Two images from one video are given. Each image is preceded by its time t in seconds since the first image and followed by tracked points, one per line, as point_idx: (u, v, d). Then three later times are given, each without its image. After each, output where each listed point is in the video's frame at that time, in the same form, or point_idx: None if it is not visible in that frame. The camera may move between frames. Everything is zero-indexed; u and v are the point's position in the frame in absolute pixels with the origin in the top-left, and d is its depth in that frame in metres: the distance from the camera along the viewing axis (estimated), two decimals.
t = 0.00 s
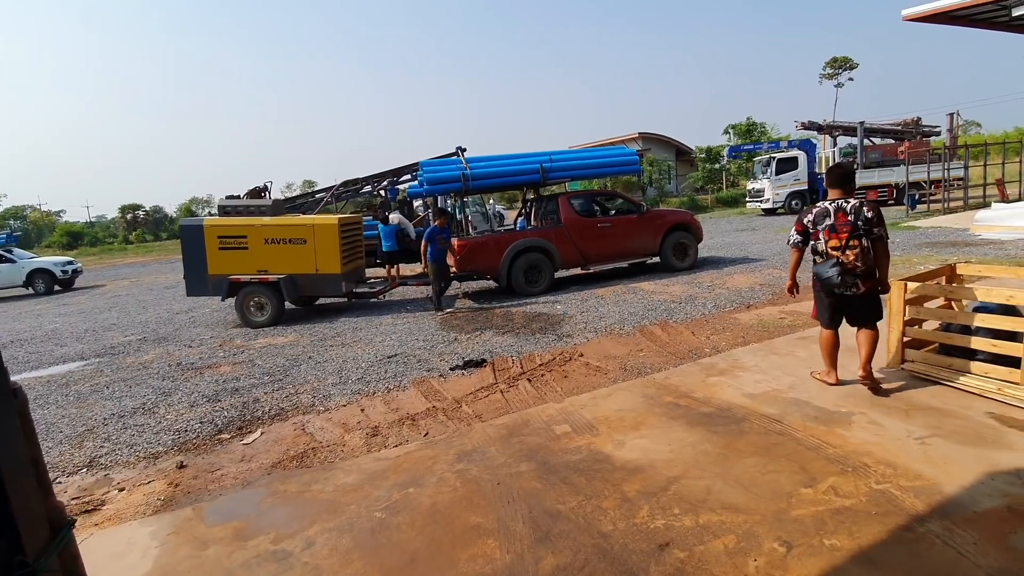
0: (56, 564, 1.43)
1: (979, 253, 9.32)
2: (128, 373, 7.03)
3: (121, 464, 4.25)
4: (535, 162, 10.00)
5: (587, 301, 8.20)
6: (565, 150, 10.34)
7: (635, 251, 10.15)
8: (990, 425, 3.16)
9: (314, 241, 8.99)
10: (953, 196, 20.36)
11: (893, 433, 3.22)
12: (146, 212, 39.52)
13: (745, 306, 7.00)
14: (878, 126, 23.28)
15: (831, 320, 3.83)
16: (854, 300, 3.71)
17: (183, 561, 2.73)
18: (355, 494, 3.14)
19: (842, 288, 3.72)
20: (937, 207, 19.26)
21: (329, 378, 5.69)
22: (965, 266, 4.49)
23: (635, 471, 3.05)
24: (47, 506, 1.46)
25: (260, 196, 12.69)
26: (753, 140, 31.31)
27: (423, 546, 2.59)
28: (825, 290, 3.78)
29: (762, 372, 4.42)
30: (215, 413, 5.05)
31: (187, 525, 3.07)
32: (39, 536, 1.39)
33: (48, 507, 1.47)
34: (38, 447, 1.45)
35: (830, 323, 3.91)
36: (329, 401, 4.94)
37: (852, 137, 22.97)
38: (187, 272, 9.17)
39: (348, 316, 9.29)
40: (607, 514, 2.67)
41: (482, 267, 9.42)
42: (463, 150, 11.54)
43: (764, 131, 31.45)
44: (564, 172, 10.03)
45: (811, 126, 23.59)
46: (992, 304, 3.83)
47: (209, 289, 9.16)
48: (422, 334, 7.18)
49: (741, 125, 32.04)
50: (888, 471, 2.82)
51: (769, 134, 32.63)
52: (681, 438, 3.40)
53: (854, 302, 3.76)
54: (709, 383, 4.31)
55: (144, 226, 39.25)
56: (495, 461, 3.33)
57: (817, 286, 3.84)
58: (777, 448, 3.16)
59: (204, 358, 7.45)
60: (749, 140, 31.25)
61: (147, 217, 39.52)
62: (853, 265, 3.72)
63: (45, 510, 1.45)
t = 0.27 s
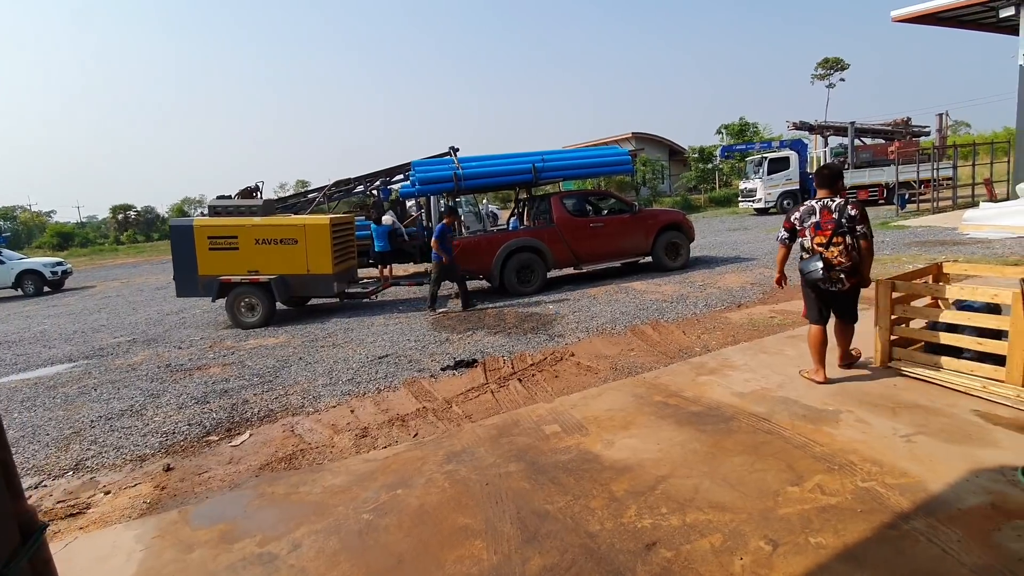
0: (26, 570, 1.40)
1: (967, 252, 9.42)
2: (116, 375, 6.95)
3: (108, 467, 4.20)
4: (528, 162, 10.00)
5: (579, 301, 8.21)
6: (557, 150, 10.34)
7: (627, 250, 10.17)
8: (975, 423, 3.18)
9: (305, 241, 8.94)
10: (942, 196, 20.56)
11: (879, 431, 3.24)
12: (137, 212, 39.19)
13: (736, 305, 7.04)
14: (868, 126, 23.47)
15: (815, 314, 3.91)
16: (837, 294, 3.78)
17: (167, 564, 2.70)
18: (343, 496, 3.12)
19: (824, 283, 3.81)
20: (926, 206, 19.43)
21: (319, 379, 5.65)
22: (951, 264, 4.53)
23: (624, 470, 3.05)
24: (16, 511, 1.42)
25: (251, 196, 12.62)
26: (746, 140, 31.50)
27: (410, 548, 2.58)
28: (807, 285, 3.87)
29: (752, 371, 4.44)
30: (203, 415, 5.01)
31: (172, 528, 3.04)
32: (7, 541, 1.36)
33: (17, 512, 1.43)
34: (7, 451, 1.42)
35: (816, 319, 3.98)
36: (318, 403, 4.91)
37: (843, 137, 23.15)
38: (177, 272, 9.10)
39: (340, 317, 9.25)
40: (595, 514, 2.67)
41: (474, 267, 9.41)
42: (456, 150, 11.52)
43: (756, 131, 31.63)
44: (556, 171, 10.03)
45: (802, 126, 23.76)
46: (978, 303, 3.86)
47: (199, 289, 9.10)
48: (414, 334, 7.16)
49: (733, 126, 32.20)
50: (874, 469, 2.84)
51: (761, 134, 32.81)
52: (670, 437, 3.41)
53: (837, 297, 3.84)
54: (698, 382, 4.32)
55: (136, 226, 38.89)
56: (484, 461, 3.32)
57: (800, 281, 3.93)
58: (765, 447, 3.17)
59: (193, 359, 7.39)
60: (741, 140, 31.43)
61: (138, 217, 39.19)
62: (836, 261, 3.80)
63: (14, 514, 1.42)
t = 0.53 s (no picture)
0: None
1: (947, 250, 9.58)
2: (95, 380, 6.79)
3: (85, 474, 4.09)
4: (515, 161, 9.96)
5: (568, 301, 8.19)
6: (545, 149, 10.32)
7: (615, 249, 10.19)
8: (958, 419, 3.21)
9: (290, 242, 8.81)
10: (923, 194, 20.92)
11: (864, 428, 3.26)
12: (119, 213, 38.48)
13: (723, 304, 7.07)
14: (851, 126, 23.81)
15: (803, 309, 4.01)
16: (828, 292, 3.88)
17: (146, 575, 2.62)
18: (328, 501, 3.06)
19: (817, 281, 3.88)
20: (908, 205, 19.77)
21: (304, 381, 5.56)
22: (933, 262, 4.59)
23: (612, 471, 3.03)
24: None
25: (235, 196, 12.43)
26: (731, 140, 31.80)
27: (396, 554, 2.53)
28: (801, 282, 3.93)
29: (738, 370, 4.45)
30: (185, 420, 4.90)
31: (151, 537, 2.96)
32: None
33: None
34: None
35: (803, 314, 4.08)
36: (303, 406, 4.83)
37: (827, 137, 23.45)
38: (159, 273, 8.92)
39: (326, 318, 9.14)
40: (583, 516, 2.65)
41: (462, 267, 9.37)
42: (443, 149, 11.44)
43: (742, 131, 31.95)
44: (544, 171, 10.00)
45: (787, 127, 24.03)
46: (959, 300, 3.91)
47: (182, 291, 8.93)
48: (401, 335, 7.09)
49: (719, 126, 32.49)
50: (860, 466, 2.85)
51: (746, 134, 33.16)
52: (658, 437, 3.40)
53: (826, 294, 3.94)
54: (686, 381, 4.32)
55: (117, 227, 38.15)
56: (471, 464, 3.28)
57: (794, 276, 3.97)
58: (752, 446, 3.18)
59: (175, 363, 7.24)
60: (727, 140, 31.73)
61: (120, 218, 38.49)
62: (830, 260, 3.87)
63: None
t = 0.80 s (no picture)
0: None
1: (921, 242, 9.77)
2: (64, 400, 6.51)
3: (52, 501, 3.88)
4: (496, 164, 9.88)
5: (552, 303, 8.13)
6: (525, 151, 10.26)
7: (598, 250, 10.17)
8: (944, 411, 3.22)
9: (267, 250, 8.60)
10: (895, 188, 21.41)
11: (853, 424, 3.24)
12: (92, 225, 37.42)
13: (706, 301, 7.09)
14: (824, 123, 24.27)
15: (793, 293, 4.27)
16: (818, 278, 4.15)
17: None
18: (309, 521, 2.93)
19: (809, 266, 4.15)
20: (881, 199, 20.22)
21: (283, 394, 5.39)
22: (912, 255, 4.63)
23: (603, 478, 2.96)
24: None
25: (210, 205, 12.13)
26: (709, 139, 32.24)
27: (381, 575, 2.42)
28: (794, 266, 4.20)
29: (725, 367, 4.43)
30: (158, 439, 4.70)
31: (120, 568, 2.79)
32: None
33: None
34: None
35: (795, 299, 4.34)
36: (283, 420, 4.67)
37: (801, 134, 23.88)
38: (130, 287, 8.62)
39: (306, 328, 8.93)
40: (574, 526, 2.57)
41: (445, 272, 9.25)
42: (422, 153, 11.30)
43: (718, 130, 32.41)
44: (525, 173, 9.94)
45: (762, 125, 24.42)
46: (940, 292, 3.94)
47: (155, 305, 8.66)
48: (384, 343, 6.94)
49: (696, 125, 32.87)
50: (851, 463, 2.83)
51: (723, 133, 33.63)
52: (647, 440, 3.34)
53: (819, 281, 4.22)
54: (673, 381, 4.28)
55: (89, 240, 37.04)
56: (458, 475, 3.18)
57: (789, 263, 4.23)
58: (742, 445, 3.13)
59: (149, 379, 6.98)
60: (704, 139, 32.16)
61: (91, 231, 37.43)
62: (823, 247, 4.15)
63: None
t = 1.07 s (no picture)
0: None
1: (895, 245, 9.97)
2: (17, 410, 6.12)
3: None
4: (477, 164, 9.74)
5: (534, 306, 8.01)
6: (506, 152, 10.15)
7: (580, 252, 10.11)
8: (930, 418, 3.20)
9: (238, 251, 8.28)
10: (866, 193, 21.96)
11: (840, 431, 3.20)
12: (57, 224, 35.94)
13: (688, 304, 7.07)
14: (799, 128, 24.76)
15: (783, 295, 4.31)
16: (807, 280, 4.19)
17: None
18: (279, 543, 2.75)
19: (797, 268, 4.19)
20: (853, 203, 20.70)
21: (254, 403, 5.15)
22: (892, 260, 4.65)
23: (589, 491, 2.85)
24: None
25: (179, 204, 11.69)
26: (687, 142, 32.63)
27: None
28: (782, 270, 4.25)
29: (710, 373, 4.37)
30: (119, 453, 4.42)
31: None
32: None
33: None
34: None
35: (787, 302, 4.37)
36: (253, 432, 4.44)
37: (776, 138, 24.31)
38: (92, 288, 8.21)
39: (280, 332, 8.63)
40: (562, 546, 2.45)
41: (424, 274, 9.07)
42: (400, 152, 11.06)
43: (696, 133, 32.83)
44: (506, 174, 9.83)
45: (739, 129, 24.77)
46: (921, 298, 3.95)
47: (119, 308, 8.26)
48: (361, 348, 6.73)
49: (675, 128, 33.22)
50: (841, 473, 2.77)
51: (700, 137, 34.08)
52: (634, 450, 3.24)
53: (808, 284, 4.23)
54: (659, 387, 4.20)
55: (54, 239, 35.55)
56: (438, 491, 3.03)
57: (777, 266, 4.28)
58: (731, 455, 3.06)
59: (111, 387, 6.63)
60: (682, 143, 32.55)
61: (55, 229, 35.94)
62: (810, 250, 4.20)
63: None
